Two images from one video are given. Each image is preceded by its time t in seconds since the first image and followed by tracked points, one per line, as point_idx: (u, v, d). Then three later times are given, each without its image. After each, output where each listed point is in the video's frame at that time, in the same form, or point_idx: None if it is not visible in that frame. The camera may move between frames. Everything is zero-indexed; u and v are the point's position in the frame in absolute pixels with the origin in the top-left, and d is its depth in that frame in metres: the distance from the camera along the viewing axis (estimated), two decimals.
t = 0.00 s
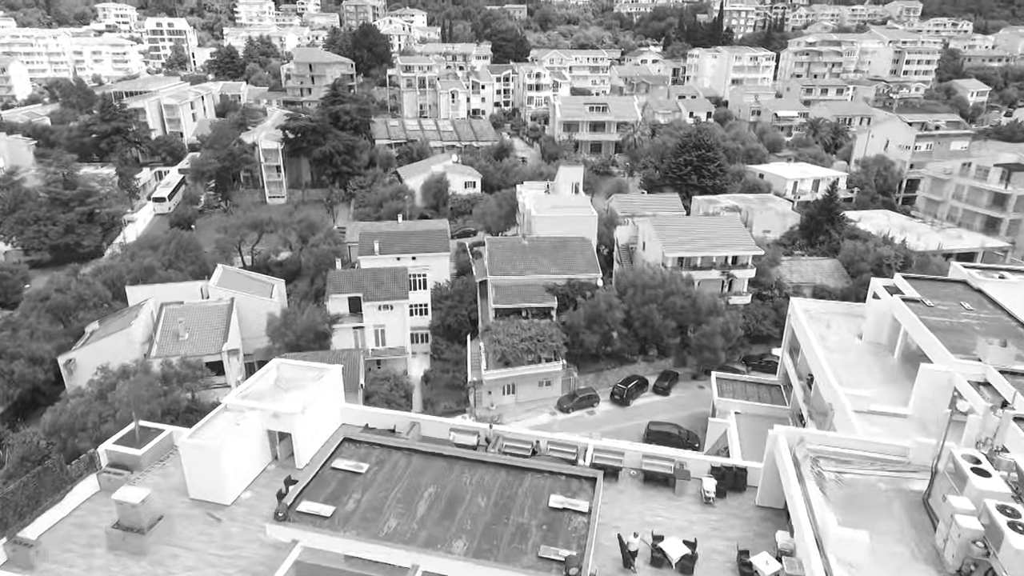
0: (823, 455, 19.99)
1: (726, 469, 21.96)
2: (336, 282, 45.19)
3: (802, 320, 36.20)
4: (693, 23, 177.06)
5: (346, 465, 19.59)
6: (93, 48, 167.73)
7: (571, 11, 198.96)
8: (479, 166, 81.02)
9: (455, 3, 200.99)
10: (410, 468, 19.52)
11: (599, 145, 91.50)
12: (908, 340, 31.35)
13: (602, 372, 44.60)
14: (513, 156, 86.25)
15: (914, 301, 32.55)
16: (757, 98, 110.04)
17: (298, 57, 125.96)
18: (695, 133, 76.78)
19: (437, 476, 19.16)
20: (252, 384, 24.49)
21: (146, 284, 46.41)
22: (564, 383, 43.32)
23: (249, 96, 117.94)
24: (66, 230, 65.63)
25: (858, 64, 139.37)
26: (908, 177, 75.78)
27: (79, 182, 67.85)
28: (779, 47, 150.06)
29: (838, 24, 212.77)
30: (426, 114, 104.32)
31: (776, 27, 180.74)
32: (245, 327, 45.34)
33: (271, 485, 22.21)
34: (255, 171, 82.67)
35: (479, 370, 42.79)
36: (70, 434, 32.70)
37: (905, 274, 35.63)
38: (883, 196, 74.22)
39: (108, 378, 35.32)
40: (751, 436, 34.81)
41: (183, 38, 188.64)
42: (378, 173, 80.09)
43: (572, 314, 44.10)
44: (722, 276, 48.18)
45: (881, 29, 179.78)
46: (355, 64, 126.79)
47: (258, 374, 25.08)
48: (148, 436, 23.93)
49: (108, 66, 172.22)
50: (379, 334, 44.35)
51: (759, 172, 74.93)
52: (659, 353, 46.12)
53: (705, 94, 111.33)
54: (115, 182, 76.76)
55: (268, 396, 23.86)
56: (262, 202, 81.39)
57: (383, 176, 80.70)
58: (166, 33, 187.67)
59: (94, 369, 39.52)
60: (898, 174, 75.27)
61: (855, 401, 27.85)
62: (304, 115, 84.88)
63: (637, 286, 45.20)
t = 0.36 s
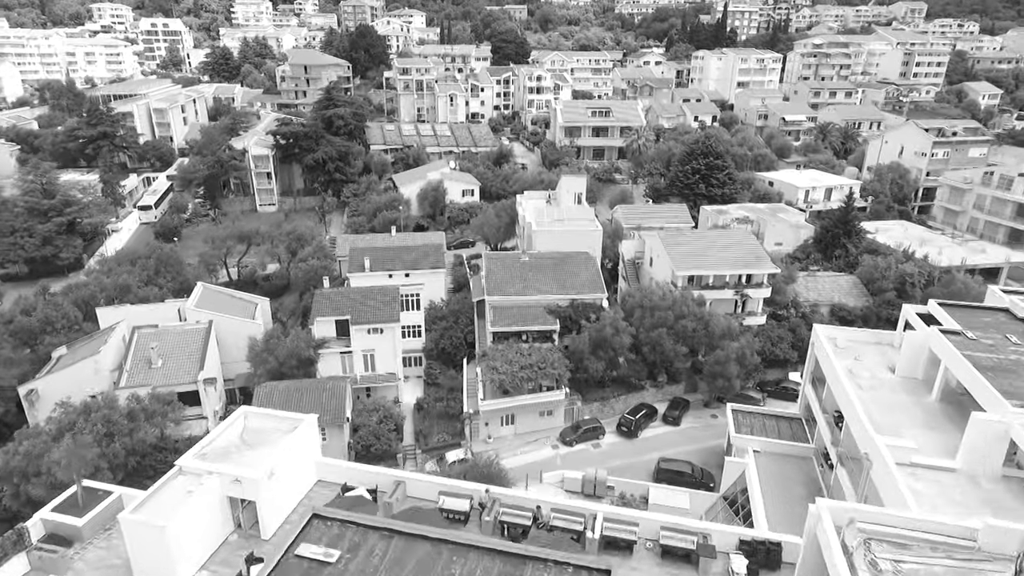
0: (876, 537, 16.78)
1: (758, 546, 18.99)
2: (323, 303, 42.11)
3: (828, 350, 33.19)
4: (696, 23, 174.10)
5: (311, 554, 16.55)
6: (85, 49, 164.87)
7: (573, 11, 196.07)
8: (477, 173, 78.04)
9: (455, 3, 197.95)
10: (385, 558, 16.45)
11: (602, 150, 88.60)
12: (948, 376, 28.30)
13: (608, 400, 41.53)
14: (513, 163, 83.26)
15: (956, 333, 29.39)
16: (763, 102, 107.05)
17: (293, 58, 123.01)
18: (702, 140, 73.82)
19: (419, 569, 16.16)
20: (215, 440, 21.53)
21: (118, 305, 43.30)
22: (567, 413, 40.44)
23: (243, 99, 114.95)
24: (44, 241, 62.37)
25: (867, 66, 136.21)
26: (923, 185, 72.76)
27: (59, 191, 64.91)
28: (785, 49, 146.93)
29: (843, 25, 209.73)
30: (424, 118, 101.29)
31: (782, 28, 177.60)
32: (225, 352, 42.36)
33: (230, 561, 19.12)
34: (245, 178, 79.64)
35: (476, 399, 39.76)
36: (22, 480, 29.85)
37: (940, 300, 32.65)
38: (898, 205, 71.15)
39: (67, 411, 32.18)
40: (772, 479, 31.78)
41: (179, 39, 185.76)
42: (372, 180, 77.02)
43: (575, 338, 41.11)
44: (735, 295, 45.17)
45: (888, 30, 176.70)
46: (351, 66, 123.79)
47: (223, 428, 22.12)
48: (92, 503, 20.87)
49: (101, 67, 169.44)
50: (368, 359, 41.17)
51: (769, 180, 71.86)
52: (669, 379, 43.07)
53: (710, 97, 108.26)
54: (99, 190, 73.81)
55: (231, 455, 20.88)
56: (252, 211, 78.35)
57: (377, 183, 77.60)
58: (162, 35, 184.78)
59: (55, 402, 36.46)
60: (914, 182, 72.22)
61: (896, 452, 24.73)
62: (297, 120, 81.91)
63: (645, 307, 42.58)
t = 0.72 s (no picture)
0: None
1: None
2: (308, 325, 39.29)
3: (855, 382, 30.51)
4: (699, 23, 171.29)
5: None
6: (80, 50, 162.53)
7: (574, 11, 193.38)
8: (476, 180, 75.36)
9: (455, 3, 195.25)
10: None
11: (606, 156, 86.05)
12: (993, 417, 25.63)
13: (614, 429, 38.76)
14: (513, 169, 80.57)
15: (999, 368, 26.68)
16: (770, 105, 104.42)
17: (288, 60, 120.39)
18: (709, 145, 71.11)
19: None
20: (170, 506, 18.98)
21: (91, 325, 40.52)
22: (570, 444, 37.72)
23: (237, 101, 112.37)
24: (22, 252, 59.60)
25: (874, 68, 133.48)
26: (940, 193, 70.05)
27: (38, 200, 62.32)
28: (791, 50, 144.34)
29: (847, 26, 207.00)
30: (422, 122, 98.67)
31: (786, 29, 174.92)
32: (205, 376, 39.65)
33: None
34: (236, 184, 76.88)
35: (473, 429, 37.01)
36: None
37: (978, 328, 29.96)
38: (913, 214, 68.36)
39: (25, 449, 29.35)
40: (796, 524, 28.99)
41: (175, 40, 183.23)
42: (367, 187, 74.34)
43: (579, 363, 38.39)
44: (749, 315, 42.39)
45: (895, 31, 173.82)
46: (348, 68, 121.25)
47: (180, 490, 19.55)
48: None
49: (96, 69, 167.09)
50: (357, 385, 38.47)
51: (779, 187, 69.13)
52: (679, 406, 40.34)
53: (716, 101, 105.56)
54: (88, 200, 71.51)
55: (188, 525, 18.31)
56: (243, 219, 75.61)
57: (373, 190, 74.73)
58: (158, 35, 182.27)
59: (17, 435, 33.71)
60: (930, 190, 69.51)
61: (942, 510, 22.03)
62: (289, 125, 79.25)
63: (653, 329, 39.89)
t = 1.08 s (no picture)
0: None
1: None
2: (296, 344, 37.12)
3: (879, 412, 28.37)
4: (702, 24, 168.91)
5: None
6: (75, 51, 160.46)
7: (575, 12, 191.07)
8: (475, 185, 73.26)
9: (455, 3, 193.00)
10: None
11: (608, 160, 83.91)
12: None
13: (619, 455, 36.66)
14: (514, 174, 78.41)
15: None
16: (776, 108, 102.32)
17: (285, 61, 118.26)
18: (715, 150, 68.95)
19: None
20: (127, 571, 17.02)
21: (66, 343, 38.38)
22: (572, 471, 35.59)
23: (233, 103, 110.24)
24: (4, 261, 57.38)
25: (881, 70, 131.32)
26: (953, 200, 67.96)
27: (21, 207, 60.24)
28: (796, 51, 142.18)
29: (851, 27, 204.85)
30: (420, 125, 96.52)
31: (791, 30, 172.69)
32: (187, 398, 37.54)
33: None
34: (228, 191, 74.83)
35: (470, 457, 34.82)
36: None
37: (1010, 354, 27.88)
38: (926, 221, 66.22)
39: None
40: (817, 567, 26.87)
41: (171, 40, 181.01)
42: (363, 192, 72.20)
43: (582, 386, 36.26)
44: (761, 333, 40.24)
45: (900, 32, 171.53)
46: (345, 69, 119.09)
47: (138, 552, 17.57)
48: None
49: (92, 70, 165.01)
50: (348, 409, 36.36)
51: (787, 194, 66.98)
52: (687, 429, 38.22)
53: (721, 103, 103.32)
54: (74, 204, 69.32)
55: None
56: (235, 225, 73.51)
57: (369, 196, 72.20)
58: (154, 36, 179.98)
59: None
60: (944, 197, 67.38)
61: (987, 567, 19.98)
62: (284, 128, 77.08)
63: (661, 348, 37.76)
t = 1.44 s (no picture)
0: None
1: None
2: (281, 366, 34.99)
3: (908, 445, 26.22)
4: (704, 24, 166.73)
5: None
6: (68, 52, 158.17)
7: (575, 12, 188.82)
8: (474, 191, 71.13)
9: (453, 3, 190.79)
10: None
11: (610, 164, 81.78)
12: None
13: (625, 483, 34.58)
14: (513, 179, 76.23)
15: None
16: (781, 110, 100.24)
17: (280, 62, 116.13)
18: (721, 155, 66.83)
19: None
20: None
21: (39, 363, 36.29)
22: (575, 501, 33.52)
23: (228, 105, 108.06)
24: None
25: (886, 71, 129.29)
26: (967, 207, 65.87)
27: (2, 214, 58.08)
28: (800, 52, 140.05)
29: (853, 28, 202.76)
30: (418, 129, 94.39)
31: (793, 30, 170.52)
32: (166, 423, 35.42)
33: None
34: (219, 197, 72.75)
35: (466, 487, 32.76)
36: None
37: None
38: (939, 229, 64.18)
39: None
40: None
41: (167, 41, 178.72)
42: (358, 197, 70.03)
43: (585, 410, 34.16)
44: (773, 352, 38.16)
45: (904, 32, 169.45)
46: (342, 71, 116.86)
47: None
48: None
49: (85, 70, 162.70)
50: (337, 434, 34.30)
51: (795, 201, 64.87)
52: (696, 455, 36.14)
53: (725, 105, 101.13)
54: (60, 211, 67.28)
55: None
56: (226, 232, 71.42)
57: (364, 202, 69.94)
58: (149, 36, 177.57)
59: None
60: (957, 204, 65.28)
61: None
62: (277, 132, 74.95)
63: (669, 370, 35.66)
